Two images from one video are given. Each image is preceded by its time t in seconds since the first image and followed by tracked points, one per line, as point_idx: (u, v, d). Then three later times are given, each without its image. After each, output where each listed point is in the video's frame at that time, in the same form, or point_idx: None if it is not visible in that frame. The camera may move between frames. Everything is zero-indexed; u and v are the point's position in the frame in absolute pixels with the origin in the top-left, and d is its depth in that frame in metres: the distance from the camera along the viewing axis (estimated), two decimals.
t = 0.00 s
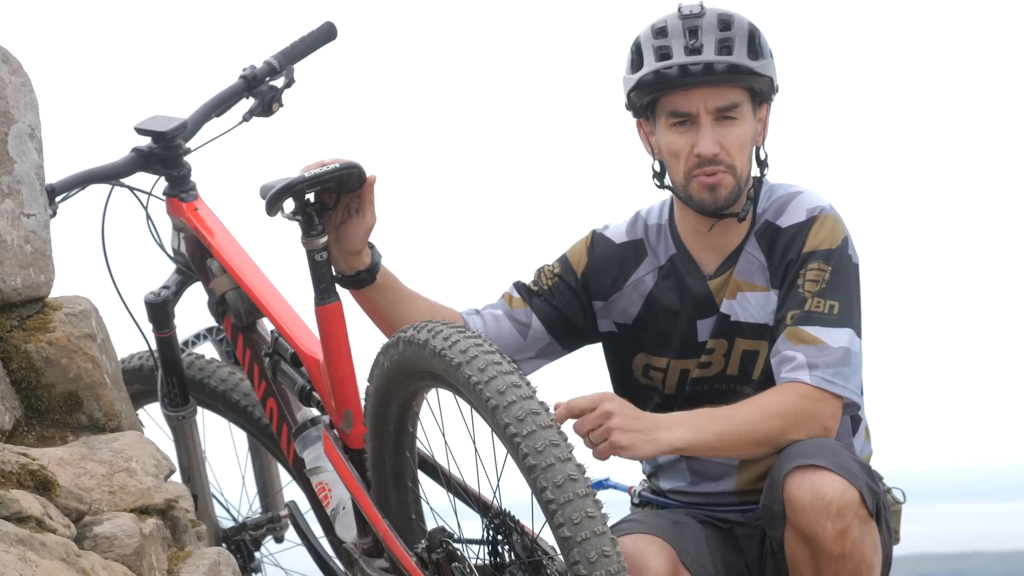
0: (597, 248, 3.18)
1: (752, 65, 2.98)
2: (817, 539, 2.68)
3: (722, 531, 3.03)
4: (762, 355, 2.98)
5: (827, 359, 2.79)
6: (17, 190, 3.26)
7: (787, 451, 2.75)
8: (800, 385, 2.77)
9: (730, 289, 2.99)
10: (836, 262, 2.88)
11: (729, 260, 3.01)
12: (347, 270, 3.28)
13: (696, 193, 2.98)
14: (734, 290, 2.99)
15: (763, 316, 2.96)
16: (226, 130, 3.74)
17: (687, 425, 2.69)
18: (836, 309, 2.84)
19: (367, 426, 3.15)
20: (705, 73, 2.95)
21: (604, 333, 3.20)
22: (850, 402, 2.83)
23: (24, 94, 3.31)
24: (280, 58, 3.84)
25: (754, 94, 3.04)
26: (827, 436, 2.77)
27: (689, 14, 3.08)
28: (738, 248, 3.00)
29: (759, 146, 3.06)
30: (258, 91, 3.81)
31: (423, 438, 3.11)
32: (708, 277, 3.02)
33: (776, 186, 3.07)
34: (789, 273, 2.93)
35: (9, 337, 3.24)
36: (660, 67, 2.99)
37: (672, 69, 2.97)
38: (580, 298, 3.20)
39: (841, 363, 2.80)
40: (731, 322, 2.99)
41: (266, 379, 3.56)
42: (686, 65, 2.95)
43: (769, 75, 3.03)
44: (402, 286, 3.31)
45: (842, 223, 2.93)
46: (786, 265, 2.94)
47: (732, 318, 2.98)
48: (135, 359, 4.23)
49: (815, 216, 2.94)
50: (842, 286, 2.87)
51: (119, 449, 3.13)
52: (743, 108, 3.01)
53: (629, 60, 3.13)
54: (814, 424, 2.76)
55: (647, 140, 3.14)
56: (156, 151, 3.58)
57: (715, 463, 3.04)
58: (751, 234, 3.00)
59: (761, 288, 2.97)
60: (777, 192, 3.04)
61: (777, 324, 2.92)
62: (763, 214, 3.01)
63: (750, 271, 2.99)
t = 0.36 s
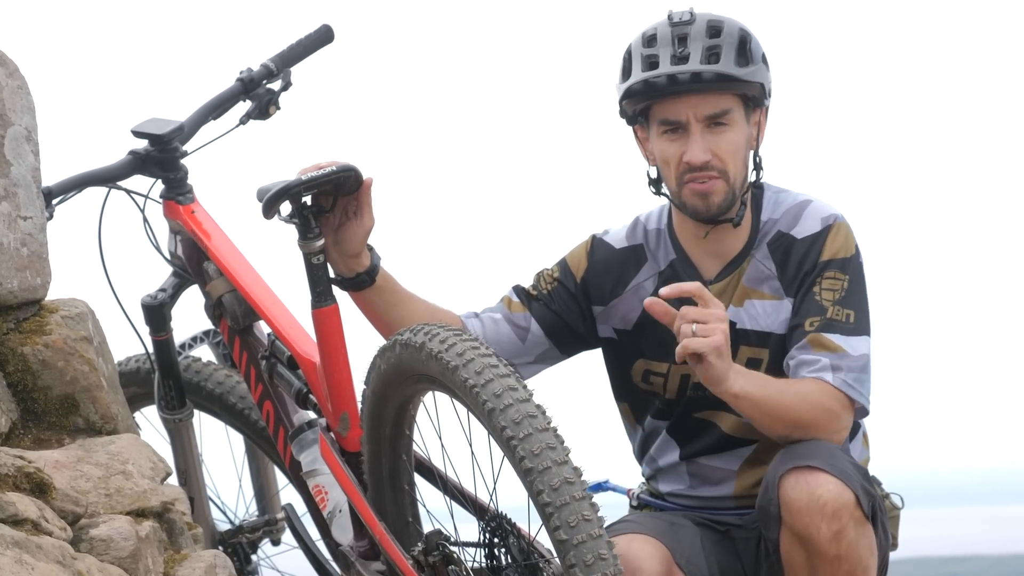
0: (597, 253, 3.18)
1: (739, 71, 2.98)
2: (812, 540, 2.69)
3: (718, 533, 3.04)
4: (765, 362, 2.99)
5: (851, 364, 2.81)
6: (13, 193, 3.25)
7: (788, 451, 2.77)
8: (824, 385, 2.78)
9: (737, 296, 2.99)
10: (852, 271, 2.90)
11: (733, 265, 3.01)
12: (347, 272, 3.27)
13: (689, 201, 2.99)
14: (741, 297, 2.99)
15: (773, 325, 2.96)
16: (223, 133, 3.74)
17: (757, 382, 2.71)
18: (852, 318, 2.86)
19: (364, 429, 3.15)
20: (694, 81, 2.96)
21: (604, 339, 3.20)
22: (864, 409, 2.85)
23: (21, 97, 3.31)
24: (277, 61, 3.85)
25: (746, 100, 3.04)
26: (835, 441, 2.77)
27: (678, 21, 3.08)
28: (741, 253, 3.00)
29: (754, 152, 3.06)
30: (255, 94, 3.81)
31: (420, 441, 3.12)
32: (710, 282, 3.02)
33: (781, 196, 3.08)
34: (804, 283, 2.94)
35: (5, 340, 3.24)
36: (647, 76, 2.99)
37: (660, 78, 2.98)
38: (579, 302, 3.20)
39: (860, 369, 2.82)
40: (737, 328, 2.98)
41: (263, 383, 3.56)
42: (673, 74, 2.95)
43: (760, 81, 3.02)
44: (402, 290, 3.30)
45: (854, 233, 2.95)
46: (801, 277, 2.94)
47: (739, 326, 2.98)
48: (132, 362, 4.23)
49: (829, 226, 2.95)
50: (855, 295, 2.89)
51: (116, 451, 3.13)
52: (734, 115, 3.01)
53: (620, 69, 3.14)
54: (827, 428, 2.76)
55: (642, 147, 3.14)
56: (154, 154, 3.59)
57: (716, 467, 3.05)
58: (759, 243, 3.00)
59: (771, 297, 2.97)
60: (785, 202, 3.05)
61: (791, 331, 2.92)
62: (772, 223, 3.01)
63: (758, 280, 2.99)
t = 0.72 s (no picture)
0: (596, 254, 3.18)
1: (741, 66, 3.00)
2: (814, 539, 2.69)
3: (717, 534, 3.04)
4: (762, 363, 2.99)
5: (840, 362, 2.82)
6: (7, 195, 3.25)
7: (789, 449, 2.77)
8: (814, 385, 2.80)
9: (732, 296, 3.00)
10: (844, 269, 2.90)
11: (730, 266, 3.01)
12: (344, 273, 3.28)
13: (690, 196, 3.00)
14: (736, 297, 3.00)
15: (766, 323, 2.97)
16: (218, 135, 3.74)
17: (730, 397, 2.74)
18: (844, 315, 2.87)
19: (359, 432, 3.15)
20: (697, 75, 2.97)
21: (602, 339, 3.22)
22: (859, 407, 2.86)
23: (16, 99, 3.35)
24: (272, 63, 3.85)
25: (746, 97, 3.06)
26: (836, 440, 2.79)
27: (680, 18, 3.09)
28: (738, 254, 3.01)
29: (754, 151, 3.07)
30: (251, 96, 3.82)
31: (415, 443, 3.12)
32: (707, 283, 3.02)
33: (776, 196, 3.08)
34: (797, 281, 2.95)
35: None
36: (652, 70, 3.00)
37: (665, 71, 2.98)
38: (577, 304, 3.21)
39: (851, 366, 2.83)
40: (733, 329, 2.99)
41: (258, 385, 3.56)
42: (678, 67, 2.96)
43: (761, 78, 3.04)
44: (399, 290, 3.31)
45: (848, 232, 2.96)
46: (796, 275, 2.95)
47: (734, 326, 2.99)
48: (128, 364, 4.23)
49: (822, 225, 2.96)
50: (848, 292, 2.90)
51: (110, 454, 3.13)
52: (735, 111, 3.02)
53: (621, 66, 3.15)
54: (820, 427, 2.78)
55: (641, 145, 3.14)
56: (149, 156, 3.58)
57: (715, 468, 3.05)
58: (755, 242, 3.01)
59: (765, 297, 2.98)
60: (781, 202, 3.05)
61: (784, 329, 2.93)
62: (767, 223, 3.02)
63: (753, 279, 2.99)
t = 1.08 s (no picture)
0: (599, 258, 3.20)
1: (688, 94, 2.91)
2: (816, 540, 2.71)
3: (719, 535, 3.05)
4: (758, 365, 3.00)
5: (833, 363, 2.83)
6: (3, 199, 3.26)
7: (789, 450, 2.79)
8: (807, 389, 2.81)
9: (729, 300, 3.01)
10: (838, 267, 2.91)
11: (726, 271, 3.02)
12: (342, 275, 3.29)
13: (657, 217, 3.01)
14: (732, 300, 3.01)
15: (763, 326, 2.98)
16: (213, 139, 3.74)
17: (699, 415, 2.77)
18: (840, 313, 2.87)
19: (356, 435, 3.15)
20: (642, 106, 2.92)
21: (604, 341, 3.22)
22: (860, 406, 2.87)
23: (11, 103, 3.37)
24: (268, 67, 3.85)
25: (712, 118, 2.98)
26: (835, 442, 2.82)
27: (650, 36, 3.08)
28: (733, 260, 3.02)
29: (730, 167, 3.00)
30: (246, 100, 3.82)
31: (411, 446, 3.13)
32: (704, 288, 3.04)
33: (772, 197, 3.08)
34: (792, 281, 2.95)
35: None
36: (600, 99, 2.99)
37: (609, 102, 2.96)
38: (578, 307, 3.22)
39: (847, 365, 2.84)
40: (729, 332, 3.00)
41: (254, 389, 3.56)
42: (616, 100, 2.93)
43: (720, 101, 2.94)
44: (399, 291, 3.32)
45: (841, 229, 2.96)
46: (789, 274, 2.96)
47: (731, 329, 3.00)
48: (123, 368, 4.23)
49: (815, 224, 2.96)
50: (843, 291, 2.90)
51: (107, 457, 3.13)
52: (695, 132, 2.97)
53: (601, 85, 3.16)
54: (819, 428, 2.81)
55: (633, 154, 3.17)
56: (144, 160, 3.58)
57: (715, 472, 3.05)
58: (749, 245, 3.02)
59: (761, 298, 2.99)
60: (774, 202, 3.06)
61: (780, 331, 2.93)
62: (761, 225, 3.02)
63: (749, 282, 3.00)
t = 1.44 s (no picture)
0: (600, 261, 3.20)
1: (703, 91, 2.93)
2: (817, 543, 2.71)
3: (723, 538, 3.05)
4: (757, 368, 3.00)
5: (831, 365, 2.84)
6: None
7: (790, 455, 2.80)
8: (805, 393, 2.81)
9: (728, 303, 3.01)
10: (836, 270, 2.92)
11: (727, 273, 3.02)
12: (343, 276, 3.29)
13: (666, 218, 3.01)
14: (732, 303, 3.01)
15: (762, 328, 2.98)
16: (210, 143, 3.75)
17: (693, 426, 2.77)
18: (838, 315, 2.88)
19: (353, 439, 3.16)
20: (657, 103, 2.94)
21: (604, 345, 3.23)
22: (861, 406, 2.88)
23: (8, 108, 3.39)
24: (264, 70, 3.86)
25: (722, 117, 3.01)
26: (834, 445, 2.82)
27: (657, 36, 3.08)
28: (734, 262, 3.02)
29: (738, 166, 3.03)
30: (243, 103, 3.82)
31: (408, 449, 3.12)
32: (704, 291, 3.04)
33: (772, 199, 3.09)
34: (790, 283, 2.96)
35: None
36: (613, 96, 3.00)
37: (623, 100, 2.97)
38: (579, 310, 3.22)
39: (846, 368, 2.84)
40: (728, 335, 3.01)
41: (251, 392, 3.56)
42: (632, 97, 2.94)
43: (732, 98, 2.97)
44: (399, 293, 3.33)
45: (840, 232, 2.97)
46: (787, 276, 2.97)
47: (730, 332, 3.00)
48: (121, 372, 4.23)
49: (812, 226, 2.97)
50: (842, 293, 2.91)
51: (104, 461, 3.13)
52: (706, 131, 2.99)
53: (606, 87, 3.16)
54: (820, 431, 2.82)
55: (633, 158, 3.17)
56: (141, 163, 3.59)
57: (715, 474, 3.06)
58: (749, 248, 3.02)
59: (759, 301, 2.99)
60: (773, 204, 3.06)
61: (778, 333, 2.94)
62: (760, 227, 3.03)
63: (747, 284, 3.01)
